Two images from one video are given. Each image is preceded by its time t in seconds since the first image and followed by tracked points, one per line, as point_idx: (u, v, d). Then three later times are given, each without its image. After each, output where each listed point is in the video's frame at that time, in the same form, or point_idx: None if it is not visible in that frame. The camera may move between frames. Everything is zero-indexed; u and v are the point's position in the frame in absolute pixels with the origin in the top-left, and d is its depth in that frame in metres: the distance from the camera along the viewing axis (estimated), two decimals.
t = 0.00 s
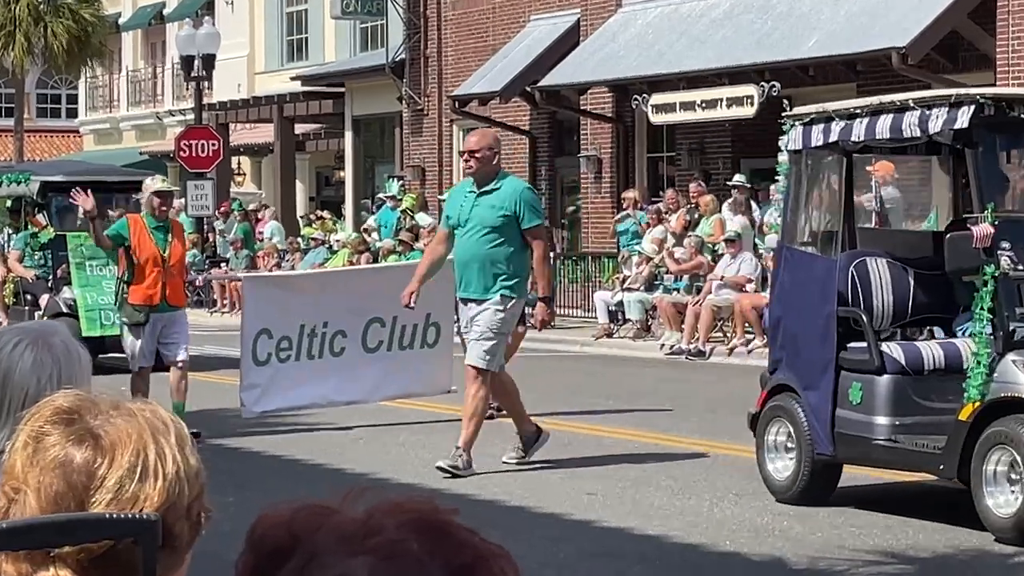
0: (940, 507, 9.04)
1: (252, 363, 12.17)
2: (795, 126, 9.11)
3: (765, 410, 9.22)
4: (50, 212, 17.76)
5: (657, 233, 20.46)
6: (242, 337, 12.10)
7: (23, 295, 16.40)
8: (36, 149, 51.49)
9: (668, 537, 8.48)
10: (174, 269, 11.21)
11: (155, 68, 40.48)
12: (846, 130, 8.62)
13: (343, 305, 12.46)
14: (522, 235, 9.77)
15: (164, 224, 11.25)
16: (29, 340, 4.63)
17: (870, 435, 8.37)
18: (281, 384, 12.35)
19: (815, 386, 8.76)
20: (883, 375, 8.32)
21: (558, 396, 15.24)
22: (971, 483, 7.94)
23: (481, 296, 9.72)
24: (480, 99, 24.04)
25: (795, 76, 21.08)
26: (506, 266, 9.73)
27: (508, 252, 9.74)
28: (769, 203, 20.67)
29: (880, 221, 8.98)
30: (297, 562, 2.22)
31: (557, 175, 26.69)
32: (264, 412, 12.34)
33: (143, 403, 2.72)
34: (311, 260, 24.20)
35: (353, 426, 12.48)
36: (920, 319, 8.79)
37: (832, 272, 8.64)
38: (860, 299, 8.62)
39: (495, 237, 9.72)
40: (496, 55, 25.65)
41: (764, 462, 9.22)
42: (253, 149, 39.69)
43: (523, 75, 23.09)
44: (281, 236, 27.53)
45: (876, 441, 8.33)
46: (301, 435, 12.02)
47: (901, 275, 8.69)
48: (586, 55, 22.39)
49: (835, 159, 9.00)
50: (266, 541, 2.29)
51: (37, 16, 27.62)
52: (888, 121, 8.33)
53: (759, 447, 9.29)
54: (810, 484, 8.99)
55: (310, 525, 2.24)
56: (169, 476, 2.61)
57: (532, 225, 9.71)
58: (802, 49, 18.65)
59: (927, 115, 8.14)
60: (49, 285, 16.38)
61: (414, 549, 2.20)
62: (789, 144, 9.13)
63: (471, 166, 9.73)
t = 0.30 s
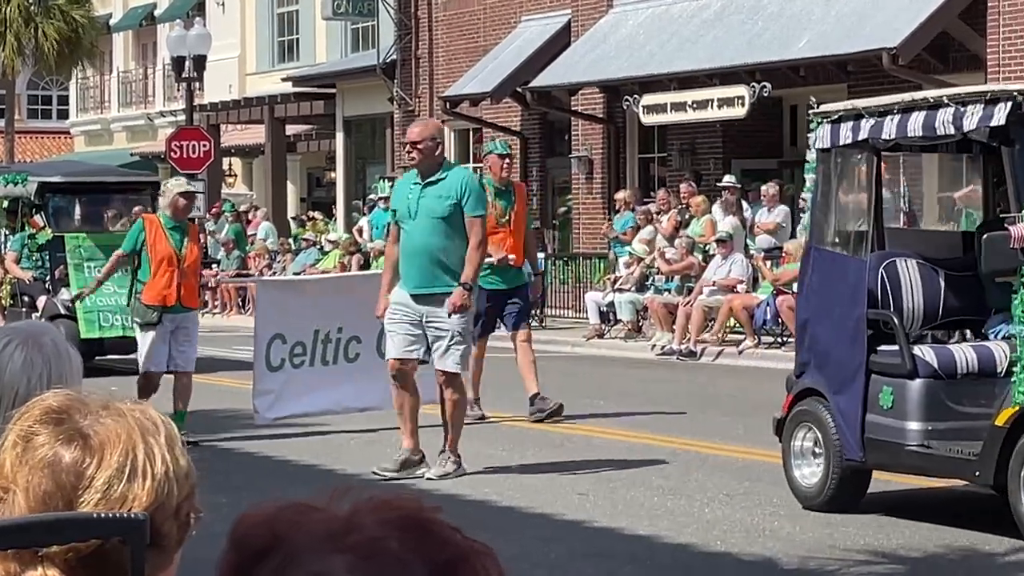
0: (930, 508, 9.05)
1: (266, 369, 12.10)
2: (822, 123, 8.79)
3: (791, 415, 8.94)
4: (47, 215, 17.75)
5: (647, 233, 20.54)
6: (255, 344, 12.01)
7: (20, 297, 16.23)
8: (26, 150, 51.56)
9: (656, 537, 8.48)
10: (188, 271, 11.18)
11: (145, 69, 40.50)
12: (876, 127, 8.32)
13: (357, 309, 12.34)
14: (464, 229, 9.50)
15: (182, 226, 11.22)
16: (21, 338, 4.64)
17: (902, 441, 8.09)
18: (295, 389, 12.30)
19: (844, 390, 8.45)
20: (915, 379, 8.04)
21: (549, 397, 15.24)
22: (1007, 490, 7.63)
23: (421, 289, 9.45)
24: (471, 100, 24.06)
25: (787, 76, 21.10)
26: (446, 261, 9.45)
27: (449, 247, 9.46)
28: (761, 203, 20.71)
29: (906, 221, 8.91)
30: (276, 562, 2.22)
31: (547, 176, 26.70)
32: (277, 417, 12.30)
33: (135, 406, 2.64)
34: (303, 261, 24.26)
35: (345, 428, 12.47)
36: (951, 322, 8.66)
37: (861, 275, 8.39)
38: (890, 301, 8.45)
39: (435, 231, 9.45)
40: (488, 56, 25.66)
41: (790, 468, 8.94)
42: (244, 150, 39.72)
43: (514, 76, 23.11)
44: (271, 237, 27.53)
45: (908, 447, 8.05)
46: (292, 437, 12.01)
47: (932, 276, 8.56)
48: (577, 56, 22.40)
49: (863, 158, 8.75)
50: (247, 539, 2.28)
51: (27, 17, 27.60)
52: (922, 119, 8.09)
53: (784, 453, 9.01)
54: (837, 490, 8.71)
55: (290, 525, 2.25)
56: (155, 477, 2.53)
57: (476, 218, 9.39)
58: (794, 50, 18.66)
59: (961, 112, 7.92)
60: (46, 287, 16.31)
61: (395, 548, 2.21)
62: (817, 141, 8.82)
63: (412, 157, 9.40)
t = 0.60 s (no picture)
0: (917, 510, 9.05)
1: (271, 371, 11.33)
2: (844, 125, 8.59)
3: (811, 422, 8.70)
4: (42, 217, 17.75)
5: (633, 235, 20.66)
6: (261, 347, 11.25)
7: (15, 299, 16.18)
8: (14, 151, 51.55)
9: (642, 539, 8.48)
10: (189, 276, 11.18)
11: (133, 71, 40.54)
12: (900, 127, 8.12)
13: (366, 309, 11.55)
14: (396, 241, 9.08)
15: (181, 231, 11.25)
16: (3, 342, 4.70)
17: (924, 448, 7.84)
18: (301, 395, 11.49)
19: (867, 396, 8.20)
20: (940, 385, 7.81)
21: (536, 399, 15.26)
22: None
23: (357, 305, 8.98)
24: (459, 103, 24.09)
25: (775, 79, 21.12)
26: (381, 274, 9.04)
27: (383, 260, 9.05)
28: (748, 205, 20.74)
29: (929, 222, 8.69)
30: (254, 559, 2.25)
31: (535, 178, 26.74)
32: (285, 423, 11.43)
33: (113, 406, 2.56)
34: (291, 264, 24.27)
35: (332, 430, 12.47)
36: (975, 326, 8.58)
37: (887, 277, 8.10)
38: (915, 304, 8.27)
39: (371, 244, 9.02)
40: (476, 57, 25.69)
41: (810, 475, 8.71)
42: (232, 152, 39.76)
43: (502, 78, 23.14)
44: (259, 239, 27.56)
45: (932, 454, 7.80)
46: (279, 439, 12.00)
47: (956, 280, 8.48)
48: (565, 59, 22.40)
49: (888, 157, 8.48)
50: (226, 539, 2.31)
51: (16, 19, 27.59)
52: (948, 118, 7.87)
53: (805, 460, 8.77)
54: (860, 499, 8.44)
55: (269, 523, 2.27)
56: (135, 476, 2.46)
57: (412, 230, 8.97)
58: (782, 52, 18.67)
59: (989, 110, 7.71)
60: (41, 289, 16.23)
61: (370, 546, 2.24)
62: (838, 142, 8.61)
63: (344, 167, 8.96)
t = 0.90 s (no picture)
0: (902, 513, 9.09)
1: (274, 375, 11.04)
2: (859, 124, 8.38)
3: (827, 427, 8.55)
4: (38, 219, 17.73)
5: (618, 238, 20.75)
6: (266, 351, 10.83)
7: (11, 303, 16.28)
8: None
9: (627, 541, 8.52)
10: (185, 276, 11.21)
11: (120, 74, 40.56)
12: (919, 128, 7.94)
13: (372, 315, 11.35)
14: (346, 234, 8.80)
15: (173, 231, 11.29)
16: None
17: (944, 455, 7.69)
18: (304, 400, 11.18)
19: (884, 402, 8.05)
20: (960, 390, 7.65)
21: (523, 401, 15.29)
22: None
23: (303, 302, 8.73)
24: (446, 106, 24.12)
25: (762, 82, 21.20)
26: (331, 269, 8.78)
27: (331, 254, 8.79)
28: (734, 209, 20.77)
29: (945, 227, 8.45)
30: (233, 563, 2.26)
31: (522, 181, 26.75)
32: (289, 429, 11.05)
33: (101, 410, 2.58)
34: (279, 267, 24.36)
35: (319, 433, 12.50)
36: (994, 330, 8.38)
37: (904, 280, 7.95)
38: (932, 308, 8.11)
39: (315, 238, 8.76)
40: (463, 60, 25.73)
41: (825, 482, 8.56)
42: (219, 155, 39.81)
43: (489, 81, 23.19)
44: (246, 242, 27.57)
45: (952, 461, 7.65)
46: (267, 442, 12.03)
47: (974, 281, 8.27)
48: (552, 62, 22.43)
49: (904, 161, 8.29)
50: (209, 543, 2.32)
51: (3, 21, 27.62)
52: (968, 120, 7.69)
53: (819, 467, 8.63)
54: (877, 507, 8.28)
55: (249, 526, 2.28)
56: (118, 479, 2.48)
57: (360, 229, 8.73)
58: (768, 56, 18.71)
59: (1010, 111, 7.55)
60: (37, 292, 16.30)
61: (351, 547, 2.23)
62: (853, 143, 8.40)
63: (285, 159, 8.73)
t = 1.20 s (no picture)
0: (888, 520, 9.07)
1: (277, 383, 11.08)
2: (873, 127, 8.16)
3: (839, 436, 8.35)
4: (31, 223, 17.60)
5: (603, 242, 20.74)
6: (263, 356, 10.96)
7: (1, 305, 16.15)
8: None
9: (612, 546, 8.49)
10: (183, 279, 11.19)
11: (104, 77, 40.52)
12: (935, 130, 7.68)
13: (374, 323, 11.39)
14: (291, 247, 8.64)
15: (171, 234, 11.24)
16: None
17: (960, 464, 7.49)
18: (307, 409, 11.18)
19: (899, 410, 7.84)
20: (976, 399, 7.43)
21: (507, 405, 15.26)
22: None
23: (244, 318, 8.56)
24: (431, 109, 24.07)
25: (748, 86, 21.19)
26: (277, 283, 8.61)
27: (277, 267, 8.62)
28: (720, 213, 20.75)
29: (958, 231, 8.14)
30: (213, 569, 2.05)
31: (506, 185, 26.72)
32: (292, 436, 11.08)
33: (84, 412, 2.51)
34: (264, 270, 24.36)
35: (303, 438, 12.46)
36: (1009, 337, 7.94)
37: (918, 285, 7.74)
38: (946, 315, 7.78)
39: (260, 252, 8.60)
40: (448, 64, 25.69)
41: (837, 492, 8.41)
42: (203, 158, 39.78)
43: (475, 85, 23.14)
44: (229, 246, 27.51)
45: (968, 471, 7.44)
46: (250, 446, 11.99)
47: (989, 288, 7.87)
48: (537, 66, 22.38)
49: (920, 162, 8.02)
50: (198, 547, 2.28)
51: None
52: (985, 122, 7.38)
53: (832, 476, 8.46)
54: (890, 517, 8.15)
55: (234, 528, 2.06)
56: (95, 482, 2.42)
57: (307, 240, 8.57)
58: (755, 60, 18.65)
59: None
60: (29, 295, 16.28)
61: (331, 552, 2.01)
62: (867, 145, 8.18)
63: (228, 172, 8.60)
